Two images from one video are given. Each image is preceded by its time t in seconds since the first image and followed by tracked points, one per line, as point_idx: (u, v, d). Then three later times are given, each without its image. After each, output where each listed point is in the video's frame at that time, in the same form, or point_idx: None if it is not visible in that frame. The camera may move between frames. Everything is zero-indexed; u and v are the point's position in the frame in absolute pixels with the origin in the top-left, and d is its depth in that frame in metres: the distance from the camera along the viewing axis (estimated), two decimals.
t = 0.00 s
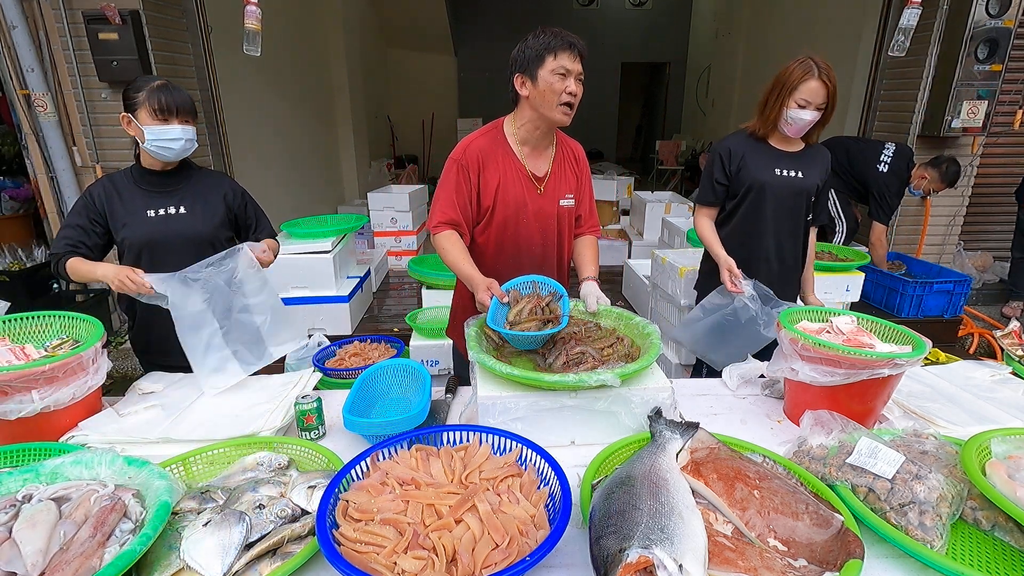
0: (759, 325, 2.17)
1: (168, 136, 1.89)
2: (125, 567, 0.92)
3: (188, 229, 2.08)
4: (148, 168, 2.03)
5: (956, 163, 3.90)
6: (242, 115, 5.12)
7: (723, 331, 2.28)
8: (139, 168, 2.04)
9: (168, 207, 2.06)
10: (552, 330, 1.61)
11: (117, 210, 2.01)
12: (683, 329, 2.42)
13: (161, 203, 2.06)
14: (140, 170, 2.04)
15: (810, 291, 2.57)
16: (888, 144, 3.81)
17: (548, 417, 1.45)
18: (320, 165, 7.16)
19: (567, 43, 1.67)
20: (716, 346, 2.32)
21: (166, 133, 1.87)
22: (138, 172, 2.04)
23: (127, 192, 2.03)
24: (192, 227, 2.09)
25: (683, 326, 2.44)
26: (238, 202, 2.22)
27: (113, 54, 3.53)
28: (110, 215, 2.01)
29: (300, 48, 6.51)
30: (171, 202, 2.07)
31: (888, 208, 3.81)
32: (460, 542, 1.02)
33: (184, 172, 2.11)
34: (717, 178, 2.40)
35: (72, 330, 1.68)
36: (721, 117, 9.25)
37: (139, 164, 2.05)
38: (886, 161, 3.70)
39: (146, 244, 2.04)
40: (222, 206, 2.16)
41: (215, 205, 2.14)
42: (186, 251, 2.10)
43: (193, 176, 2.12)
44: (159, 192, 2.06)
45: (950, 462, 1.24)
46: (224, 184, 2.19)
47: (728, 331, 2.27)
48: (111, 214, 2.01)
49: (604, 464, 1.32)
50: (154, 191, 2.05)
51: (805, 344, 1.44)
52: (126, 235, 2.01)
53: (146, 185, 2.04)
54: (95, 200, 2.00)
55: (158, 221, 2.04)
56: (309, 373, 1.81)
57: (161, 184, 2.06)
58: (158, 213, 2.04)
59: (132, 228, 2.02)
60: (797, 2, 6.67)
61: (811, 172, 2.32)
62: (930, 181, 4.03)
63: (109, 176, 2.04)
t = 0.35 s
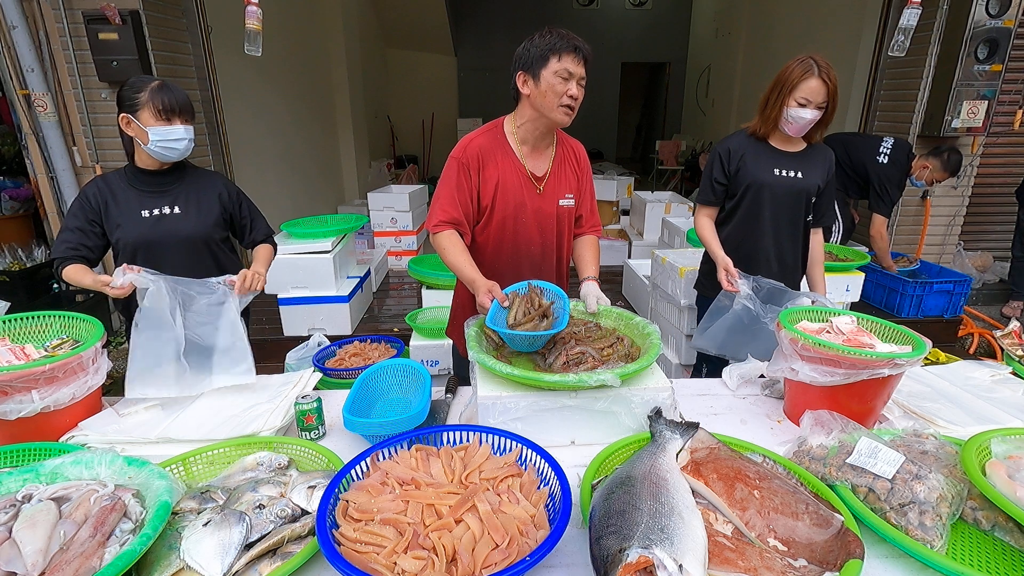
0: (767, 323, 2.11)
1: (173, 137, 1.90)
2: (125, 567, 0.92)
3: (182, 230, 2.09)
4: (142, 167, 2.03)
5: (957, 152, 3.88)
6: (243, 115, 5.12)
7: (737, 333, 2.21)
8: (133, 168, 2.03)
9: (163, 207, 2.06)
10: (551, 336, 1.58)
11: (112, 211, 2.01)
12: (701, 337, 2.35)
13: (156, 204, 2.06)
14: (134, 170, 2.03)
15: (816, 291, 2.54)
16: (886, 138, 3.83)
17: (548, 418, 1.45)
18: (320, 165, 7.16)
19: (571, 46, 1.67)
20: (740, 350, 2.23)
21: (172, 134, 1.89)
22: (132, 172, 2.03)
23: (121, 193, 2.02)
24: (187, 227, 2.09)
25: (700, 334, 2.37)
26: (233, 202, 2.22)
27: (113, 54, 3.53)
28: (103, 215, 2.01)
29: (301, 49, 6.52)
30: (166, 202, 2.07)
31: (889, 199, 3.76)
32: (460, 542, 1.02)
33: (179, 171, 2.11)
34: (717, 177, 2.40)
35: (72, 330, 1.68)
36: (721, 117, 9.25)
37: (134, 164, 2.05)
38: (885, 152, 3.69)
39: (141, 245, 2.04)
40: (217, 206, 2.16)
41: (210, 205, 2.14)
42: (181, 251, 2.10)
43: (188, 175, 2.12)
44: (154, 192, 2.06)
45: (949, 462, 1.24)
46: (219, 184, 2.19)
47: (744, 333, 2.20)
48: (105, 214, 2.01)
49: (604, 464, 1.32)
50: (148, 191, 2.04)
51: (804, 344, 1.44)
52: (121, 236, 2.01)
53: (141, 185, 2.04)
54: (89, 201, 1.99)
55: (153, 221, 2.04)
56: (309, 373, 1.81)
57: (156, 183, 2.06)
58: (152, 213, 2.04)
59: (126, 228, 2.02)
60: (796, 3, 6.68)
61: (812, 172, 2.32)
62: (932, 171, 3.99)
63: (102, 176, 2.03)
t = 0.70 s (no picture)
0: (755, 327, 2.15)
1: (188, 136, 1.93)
2: (125, 567, 0.92)
3: (184, 230, 2.09)
4: (144, 166, 2.02)
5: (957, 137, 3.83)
6: (243, 115, 5.12)
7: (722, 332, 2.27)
8: (134, 168, 2.03)
9: (164, 206, 2.06)
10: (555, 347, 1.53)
11: (113, 211, 2.01)
12: (690, 331, 2.40)
13: (158, 203, 2.06)
14: (135, 170, 2.03)
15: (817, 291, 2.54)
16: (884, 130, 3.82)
17: (548, 418, 1.45)
18: (320, 165, 7.16)
19: (591, 84, 1.58)
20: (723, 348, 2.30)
21: (187, 133, 1.92)
22: (133, 172, 2.03)
23: (122, 192, 2.02)
24: (189, 227, 2.09)
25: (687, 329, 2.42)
26: (234, 203, 2.23)
27: (113, 54, 3.53)
28: (105, 215, 2.01)
29: (301, 49, 6.53)
30: (167, 201, 2.07)
31: (884, 187, 3.73)
32: (460, 542, 1.02)
33: (180, 171, 2.11)
34: (716, 177, 2.40)
35: (72, 330, 1.68)
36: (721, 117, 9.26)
37: (135, 163, 2.04)
38: (883, 141, 3.68)
39: (142, 244, 2.04)
40: (218, 206, 2.17)
41: (212, 204, 2.15)
42: (182, 251, 2.10)
43: (189, 175, 2.13)
44: (155, 191, 2.05)
45: (949, 462, 1.24)
46: (220, 184, 2.20)
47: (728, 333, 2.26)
48: (106, 213, 2.01)
49: (604, 464, 1.32)
50: (149, 190, 2.04)
51: (805, 344, 1.44)
52: (123, 236, 2.01)
53: (142, 185, 2.04)
54: (90, 200, 1.99)
55: (155, 221, 2.04)
56: (309, 373, 1.81)
57: (157, 183, 2.06)
58: (154, 213, 2.04)
59: (128, 227, 2.01)
60: (796, 3, 6.69)
61: (813, 172, 2.31)
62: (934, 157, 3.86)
63: (102, 176, 2.03)
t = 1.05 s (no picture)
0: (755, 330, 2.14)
1: (189, 136, 1.93)
2: (125, 567, 0.92)
3: (185, 230, 2.09)
4: (146, 166, 2.02)
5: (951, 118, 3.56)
6: (243, 114, 5.12)
7: (715, 330, 2.24)
8: (136, 168, 2.03)
9: (166, 207, 2.07)
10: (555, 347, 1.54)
11: (116, 211, 2.01)
12: (682, 326, 2.35)
13: (159, 204, 2.06)
14: (137, 170, 2.03)
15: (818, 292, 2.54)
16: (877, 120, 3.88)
17: (548, 418, 1.45)
18: (320, 165, 7.16)
19: (597, 94, 1.59)
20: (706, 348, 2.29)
21: (189, 134, 1.92)
22: (135, 172, 2.03)
23: (124, 192, 2.02)
24: (191, 227, 2.10)
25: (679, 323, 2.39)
26: (235, 202, 2.23)
27: (113, 54, 3.53)
28: (108, 215, 2.01)
29: (301, 49, 6.53)
30: (169, 201, 2.07)
31: (870, 169, 3.67)
32: (460, 542, 1.02)
33: (182, 170, 2.11)
34: (718, 177, 2.40)
35: (72, 330, 1.68)
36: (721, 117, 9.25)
37: (137, 164, 2.05)
38: (875, 126, 3.73)
39: (144, 244, 2.04)
40: (219, 206, 2.17)
41: (213, 205, 2.14)
42: (184, 251, 2.10)
43: (190, 175, 2.13)
44: (157, 192, 2.06)
45: (949, 462, 1.24)
46: (221, 183, 2.19)
47: (722, 331, 2.24)
48: (109, 213, 2.01)
49: (604, 464, 1.32)
50: (151, 190, 2.04)
51: (805, 344, 1.44)
52: (125, 236, 2.01)
53: (144, 185, 2.04)
54: (92, 200, 1.99)
55: (157, 222, 2.05)
56: (309, 373, 1.81)
57: (159, 183, 2.06)
58: (155, 213, 2.04)
59: (130, 228, 2.02)
60: (796, 3, 6.69)
61: (814, 172, 2.32)
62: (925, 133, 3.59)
63: (104, 175, 2.03)
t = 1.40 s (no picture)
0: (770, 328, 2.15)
1: (189, 136, 1.92)
2: (126, 567, 0.92)
3: (186, 231, 2.08)
4: (148, 167, 2.03)
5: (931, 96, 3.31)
6: (242, 114, 5.12)
7: (733, 335, 2.26)
8: (138, 169, 2.04)
9: (167, 208, 2.06)
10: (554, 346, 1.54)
11: (117, 211, 2.02)
12: (698, 335, 2.39)
13: (160, 205, 2.05)
14: (140, 172, 2.04)
15: (818, 292, 2.55)
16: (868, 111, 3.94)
17: (548, 418, 1.45)
18: (320, 165, 7.16)
19: (575, 58, 1.64)
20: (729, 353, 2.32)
21: (187, 134, 1.91)
22: (138, 173, 2.04)
23: (126, 193, 2.03)
24: (191, 228, 2.08)
25: (695, 332, 2.41)
26: (236, 205, 2.22)
27: (113, 54, 3.53)
28: (110, 216, 2.02)
29: (301, 48, 6.53)
30: (171, 202, 2.07)
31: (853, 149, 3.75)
32: (460, 542, 1.02)
33: (185, 172, 2.11)
34: (720, 177, 2.40)
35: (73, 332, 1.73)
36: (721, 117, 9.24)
37: (139, 165, 2.06)
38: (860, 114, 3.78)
39: (143, 245, 2.03)
40: (221, 208, 2.16)
41: (214, 207, 2.13)
42: (184, 253, 2.10)
43: (193, 177, 2.12)
44: (160, 193, 2.06)
45: (950, 462, 1.24)
46: (223, 186, 2.18)
47: (739, 335, 2.25)
48: (111, 213, 2.02)
49: (604, 464, 1.32)
50: (153, 190, 2.04)
51: (805, 344, 1.44)
52: (124, 237, 2.01)
53: (147, 186, 2.04)
54: (95, 200, 2.00)
55: (158, 223, 2.04)
56: (309, 373, 1.81)
57: (161, 184, 2.06)
58: (155, 215, 2.04)
59: (131, 228, 2.02)
60: (796, 3, 6.69)
61: (814, 172, 2.32)
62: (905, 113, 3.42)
63: (107, 176, 2.04)
